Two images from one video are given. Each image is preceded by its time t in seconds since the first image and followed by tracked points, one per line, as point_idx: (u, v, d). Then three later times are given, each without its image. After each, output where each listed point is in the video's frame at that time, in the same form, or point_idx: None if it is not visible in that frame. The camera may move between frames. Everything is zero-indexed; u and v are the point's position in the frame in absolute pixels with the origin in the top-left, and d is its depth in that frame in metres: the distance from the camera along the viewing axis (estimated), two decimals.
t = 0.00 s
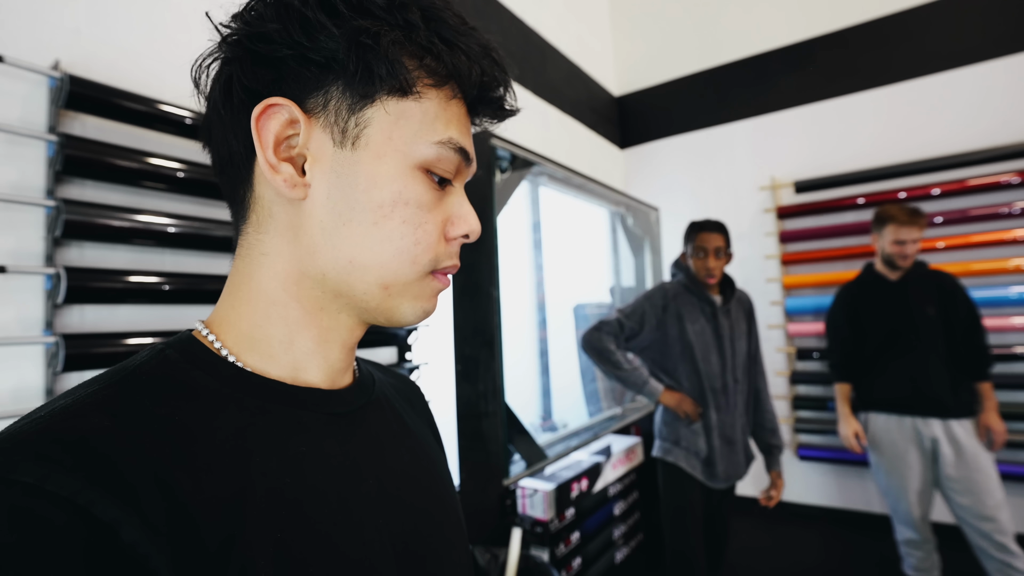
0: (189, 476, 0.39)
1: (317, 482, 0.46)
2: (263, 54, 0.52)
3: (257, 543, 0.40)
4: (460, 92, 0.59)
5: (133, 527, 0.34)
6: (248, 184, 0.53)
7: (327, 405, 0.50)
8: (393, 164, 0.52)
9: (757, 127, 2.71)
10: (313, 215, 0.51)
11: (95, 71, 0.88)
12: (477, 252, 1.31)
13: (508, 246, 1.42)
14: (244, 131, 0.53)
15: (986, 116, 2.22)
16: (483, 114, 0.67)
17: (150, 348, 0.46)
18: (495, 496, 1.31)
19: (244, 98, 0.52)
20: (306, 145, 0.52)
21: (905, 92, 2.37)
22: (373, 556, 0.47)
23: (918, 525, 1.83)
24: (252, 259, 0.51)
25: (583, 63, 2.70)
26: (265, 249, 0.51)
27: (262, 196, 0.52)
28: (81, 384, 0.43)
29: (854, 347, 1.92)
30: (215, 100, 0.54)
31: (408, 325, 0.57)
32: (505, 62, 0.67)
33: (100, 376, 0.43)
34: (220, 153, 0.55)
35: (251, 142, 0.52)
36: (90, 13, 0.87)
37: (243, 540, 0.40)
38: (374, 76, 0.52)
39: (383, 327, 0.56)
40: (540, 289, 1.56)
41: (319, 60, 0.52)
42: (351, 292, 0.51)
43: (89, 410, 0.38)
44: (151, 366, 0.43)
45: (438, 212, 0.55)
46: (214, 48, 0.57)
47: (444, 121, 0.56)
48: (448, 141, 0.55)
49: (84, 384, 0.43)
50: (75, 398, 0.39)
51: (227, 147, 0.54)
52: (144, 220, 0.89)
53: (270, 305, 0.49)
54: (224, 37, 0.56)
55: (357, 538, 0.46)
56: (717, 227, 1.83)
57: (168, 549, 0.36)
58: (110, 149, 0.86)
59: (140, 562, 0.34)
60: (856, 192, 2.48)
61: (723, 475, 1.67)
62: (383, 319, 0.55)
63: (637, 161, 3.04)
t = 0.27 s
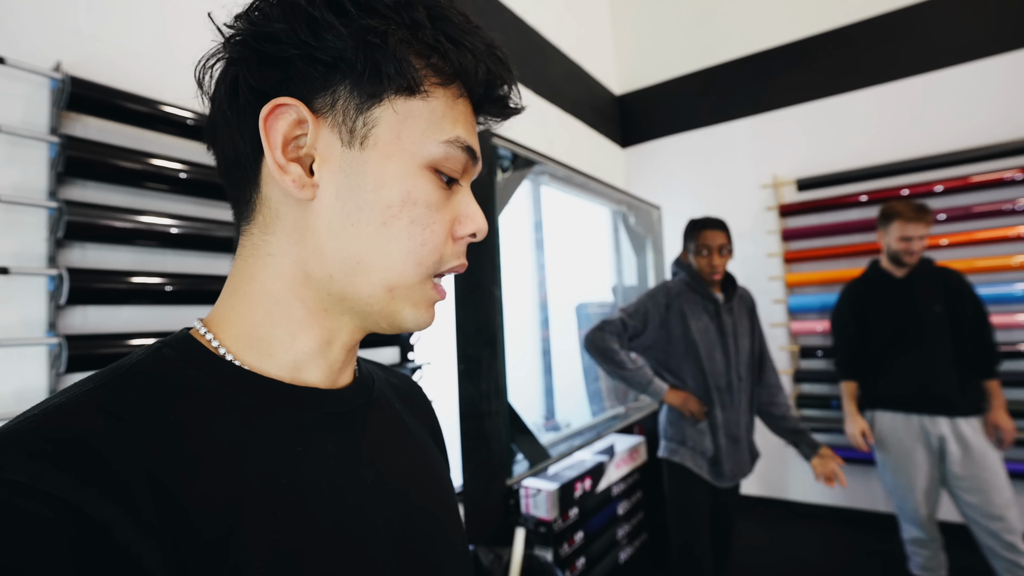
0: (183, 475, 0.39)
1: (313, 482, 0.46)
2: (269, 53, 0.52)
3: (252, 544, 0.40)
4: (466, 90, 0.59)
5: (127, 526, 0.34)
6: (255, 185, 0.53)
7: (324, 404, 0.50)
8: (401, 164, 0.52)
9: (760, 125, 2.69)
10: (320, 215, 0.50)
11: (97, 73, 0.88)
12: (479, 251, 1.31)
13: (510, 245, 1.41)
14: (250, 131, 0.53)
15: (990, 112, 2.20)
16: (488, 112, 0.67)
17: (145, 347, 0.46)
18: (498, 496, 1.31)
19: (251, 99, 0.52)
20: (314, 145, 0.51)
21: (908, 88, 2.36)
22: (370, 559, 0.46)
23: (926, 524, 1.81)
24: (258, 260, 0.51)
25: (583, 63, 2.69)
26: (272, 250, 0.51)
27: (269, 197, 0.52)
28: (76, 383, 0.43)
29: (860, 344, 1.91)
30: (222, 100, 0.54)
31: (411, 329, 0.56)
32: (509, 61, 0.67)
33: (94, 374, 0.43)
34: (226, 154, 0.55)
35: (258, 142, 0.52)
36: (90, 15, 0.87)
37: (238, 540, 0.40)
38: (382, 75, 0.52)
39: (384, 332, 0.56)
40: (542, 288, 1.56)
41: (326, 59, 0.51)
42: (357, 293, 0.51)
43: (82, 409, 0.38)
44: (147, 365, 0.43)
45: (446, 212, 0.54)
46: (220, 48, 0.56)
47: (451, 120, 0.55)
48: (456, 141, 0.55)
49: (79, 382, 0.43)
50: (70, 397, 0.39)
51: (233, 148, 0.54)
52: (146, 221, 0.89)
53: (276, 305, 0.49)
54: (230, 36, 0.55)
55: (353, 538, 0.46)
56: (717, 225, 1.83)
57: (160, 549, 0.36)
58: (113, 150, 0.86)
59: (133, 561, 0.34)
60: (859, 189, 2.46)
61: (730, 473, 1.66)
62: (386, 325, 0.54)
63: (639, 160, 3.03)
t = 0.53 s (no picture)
0: (182, 478, 0.39)
1: (314, 487, 0.45)
2: (286, 60, 0.51)
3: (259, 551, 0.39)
4: (480, 102, 0.58)
5: (125, 528, 0.34)
6: (268, 189, 0.53)
7: (328, 409, 0.49)
8: (415, 173, 0.51)
9: (776, 125, 2.65)
10: (332, 222, 0.50)
11: (116, 81, 0.89)
12: (492, 255, 1.30)
13: (522, 248, 1.40)
14: (265, 137, 0.52)
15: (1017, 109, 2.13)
16: (502, 124, 0.66)
17: (150, 349, 0.46)
18: (511, 501, 1.30)
19: (267, 104, 0.52)
20: (328, 152, 0.51)
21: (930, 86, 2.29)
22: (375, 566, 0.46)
23: (952, 533, 1.75)
24: (268, 265, 0.50)
25: (596, 65, 2.68)
26: (282, 256, 0.50)
27: (281, 203, 0.52)
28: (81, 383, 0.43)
29: (882, 347, 1.86)
30: (236, 104, 0.54)
31: (418, 336, 0.56)
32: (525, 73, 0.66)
33: (99, 375, 0.43)
34: (239, 158, 0.55)
35: (272, 148, 0.51)
36: (111, 25, 0.88)
37: (235, 542, 0.39)
38: (398, 84, 0.51)
39: (393, 338, 0.56)
40: (556, 292, 1.55)
41: (342, 67, 0.51)
42: (365, 301, 0.51)
43: (85, 410, 0.38)
44: (151, 366, 0.43)
45: (457, 222, 0.54)
46: (237, 52, 0.56)
47: (465, 130, 0.55)
48: (469, 151, 0.54)
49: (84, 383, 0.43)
50: (73, 397, 0.39)
51: (246, 152, 0.54)
52: (165, 226, 0.90)
53: (285, 312, 0.49)
54: (248, 41, 0.55)
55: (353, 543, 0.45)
56: (728, 227, 1.80)
57: (157, 551, 0.36)
58: (133, 157, 0.87)
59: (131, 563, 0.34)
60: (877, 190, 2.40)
61: (751, 479, 1.62)
62: (395, 330, 0.54)
63: (652, 162, 3.00)
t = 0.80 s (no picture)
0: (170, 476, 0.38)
1: (311, 483, 0.44)
2: (268, 37, 0.50)
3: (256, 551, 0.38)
4: (471, 75, 0.56)
5: (105, 527, 0.33)
6: (255, 174, 0.51)
7: (327, 402, 0.48)
8: (406, 150, 0.49)
9: (788, 114, 2.59)
10: (322, 205, 0.48)
11: (117, 70, 0.87)
12: (499, 247, 1.27)
13: (529, 240, 1.38)
14: (250, 119, 0.51)
15: None
16: (497, 100, 0.64)
17: (143, 343, 0.45)
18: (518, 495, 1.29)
19: (250, 84, 0.50)
20: (315, 131, 0.49)
21: (950, 74, 2.22)
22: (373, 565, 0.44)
23: (961, 528, 1.72)
24: (258, 252, 0.49)
25: (605, 54, 2.63)
26: (273, 242, 0.49)
27: (270, 186, 0.50)
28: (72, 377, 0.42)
29: (895, 341, 1.82)
30: (221, 88, 0.52)
31: (414, 326, 0.54)
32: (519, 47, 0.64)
33: (90, 369, 0.42)
34: (226, 143, 0.53)
35: (258, 130, 0.50)
36: (111, 13, 0.87)
37: (221, 538, 0.38)
38: (385, 57, 0.49)
39: (389, 328, 0.53)
40: (563, 285, 1.52)
41: (326, 42, 0.49)
42: (359, 286, 0.49)
43: (69, 404, 0.37)
44: (141, 360, 0.42)
45: (452, 201, 0.52)
46: (219, 36, 0.54)
47: (457, 104, 0.53)
48: (462, 126, 0.52)
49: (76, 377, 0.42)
50: (59, 391, 0.38)
51: (233, 137, 0.52)
52: (173, 218, 0.89)
53: (275, 299, 0.47)
54: (229, 22, 0.53)
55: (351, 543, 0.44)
56: (736, 219, 1.77)
57: (138, 551, 0.35)
58: (139, 149, 0.86)
59: (112, 563, 0.33)
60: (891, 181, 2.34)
61: (763, 475, 1.60)
62: (391, 319, 0.52)
63: (662, 153, 2.95)
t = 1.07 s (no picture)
0: (170, 471, 0.38)
1: (313, 476, 0.43)
2: (272, 19, 0.48)
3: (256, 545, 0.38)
4: (482, 61, 0.55)
5: (100, 523, 0.33)
6: (260, 160, 0.50)
7: (330, 396, 0.47)
8: (414, 138, 0.48)
9: (795, 106, 2.56)
10: (329, 193, 0.47)
11: (118, 56, 0.86)
12: (501, 239, 1.26)
13: (532, 232, 1.37)
14: (254, 103, 0.50)
15: None
16: (507, 87, 0.62)
17: (145, 333, 0.44)
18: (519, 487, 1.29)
19: (254, 67, 0.49)
20: (321, 117, 0.48)
21: (961, 67, 2.18)
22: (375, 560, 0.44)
23: (962, 524, 1.72)
24: (263, 240, 0.48)
25: (609, 45, 2.60)
26: (278, 230, 0.48)
27: (275, 174, 0.49)
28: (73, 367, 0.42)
29: (901, 336, 1.80)
30: (223, 71, 0.51)
31: (427, 313, 0.54)
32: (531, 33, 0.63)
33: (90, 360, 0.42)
34: (229, 129, 0.52)
35: (262, 115, 0.49)
36: None
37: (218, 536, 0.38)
38: (393, 41, 0.48)
39: (402, 317, 0.53)
40: (566, 277, 1.52)
41: (332, 24, 0.48)
42: (367, 277, 0.48)
43: (67, 397, 0.36)
44: (140, 352, 0.42)
45: (462, 191, 0.51)
46: (221, 16, 0.53)
47: (467, 91, 0.52)
48: (473, 113, 0.51)
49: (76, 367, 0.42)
50: (58, 382, 0.38)
51: (236, 122, 0.51)
52: (174, 207, 0.88)
53: (280, 289, 0.47)
54: (232, 3, 0.52)
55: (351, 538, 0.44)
56: (741, 212, 1.76)
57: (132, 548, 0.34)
58: (142, 137, 0.85)
59: (106, 559, 0.32)
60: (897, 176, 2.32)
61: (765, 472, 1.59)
62: (399, 309, 0.51)
63: (666, 146, 2.93)
